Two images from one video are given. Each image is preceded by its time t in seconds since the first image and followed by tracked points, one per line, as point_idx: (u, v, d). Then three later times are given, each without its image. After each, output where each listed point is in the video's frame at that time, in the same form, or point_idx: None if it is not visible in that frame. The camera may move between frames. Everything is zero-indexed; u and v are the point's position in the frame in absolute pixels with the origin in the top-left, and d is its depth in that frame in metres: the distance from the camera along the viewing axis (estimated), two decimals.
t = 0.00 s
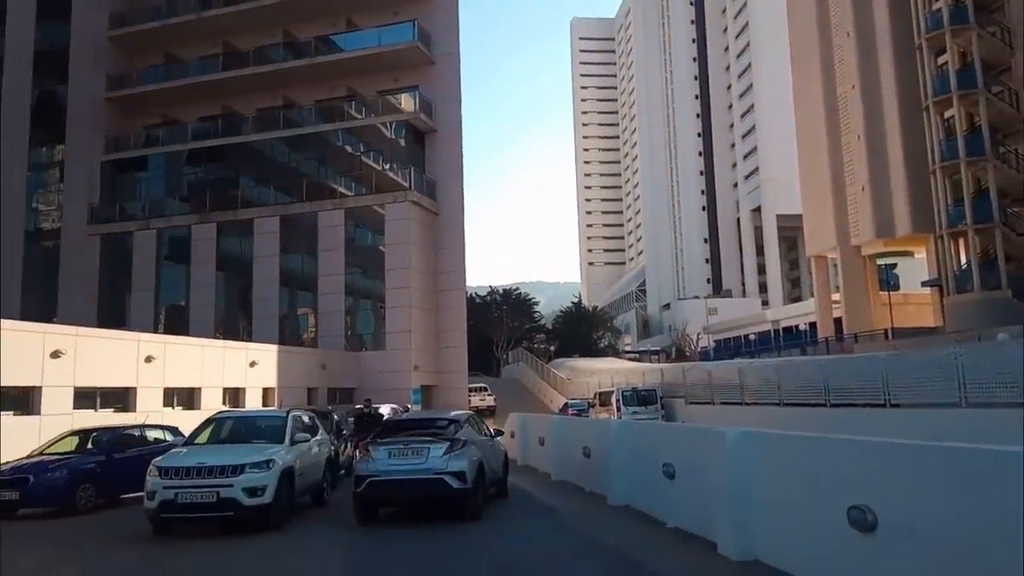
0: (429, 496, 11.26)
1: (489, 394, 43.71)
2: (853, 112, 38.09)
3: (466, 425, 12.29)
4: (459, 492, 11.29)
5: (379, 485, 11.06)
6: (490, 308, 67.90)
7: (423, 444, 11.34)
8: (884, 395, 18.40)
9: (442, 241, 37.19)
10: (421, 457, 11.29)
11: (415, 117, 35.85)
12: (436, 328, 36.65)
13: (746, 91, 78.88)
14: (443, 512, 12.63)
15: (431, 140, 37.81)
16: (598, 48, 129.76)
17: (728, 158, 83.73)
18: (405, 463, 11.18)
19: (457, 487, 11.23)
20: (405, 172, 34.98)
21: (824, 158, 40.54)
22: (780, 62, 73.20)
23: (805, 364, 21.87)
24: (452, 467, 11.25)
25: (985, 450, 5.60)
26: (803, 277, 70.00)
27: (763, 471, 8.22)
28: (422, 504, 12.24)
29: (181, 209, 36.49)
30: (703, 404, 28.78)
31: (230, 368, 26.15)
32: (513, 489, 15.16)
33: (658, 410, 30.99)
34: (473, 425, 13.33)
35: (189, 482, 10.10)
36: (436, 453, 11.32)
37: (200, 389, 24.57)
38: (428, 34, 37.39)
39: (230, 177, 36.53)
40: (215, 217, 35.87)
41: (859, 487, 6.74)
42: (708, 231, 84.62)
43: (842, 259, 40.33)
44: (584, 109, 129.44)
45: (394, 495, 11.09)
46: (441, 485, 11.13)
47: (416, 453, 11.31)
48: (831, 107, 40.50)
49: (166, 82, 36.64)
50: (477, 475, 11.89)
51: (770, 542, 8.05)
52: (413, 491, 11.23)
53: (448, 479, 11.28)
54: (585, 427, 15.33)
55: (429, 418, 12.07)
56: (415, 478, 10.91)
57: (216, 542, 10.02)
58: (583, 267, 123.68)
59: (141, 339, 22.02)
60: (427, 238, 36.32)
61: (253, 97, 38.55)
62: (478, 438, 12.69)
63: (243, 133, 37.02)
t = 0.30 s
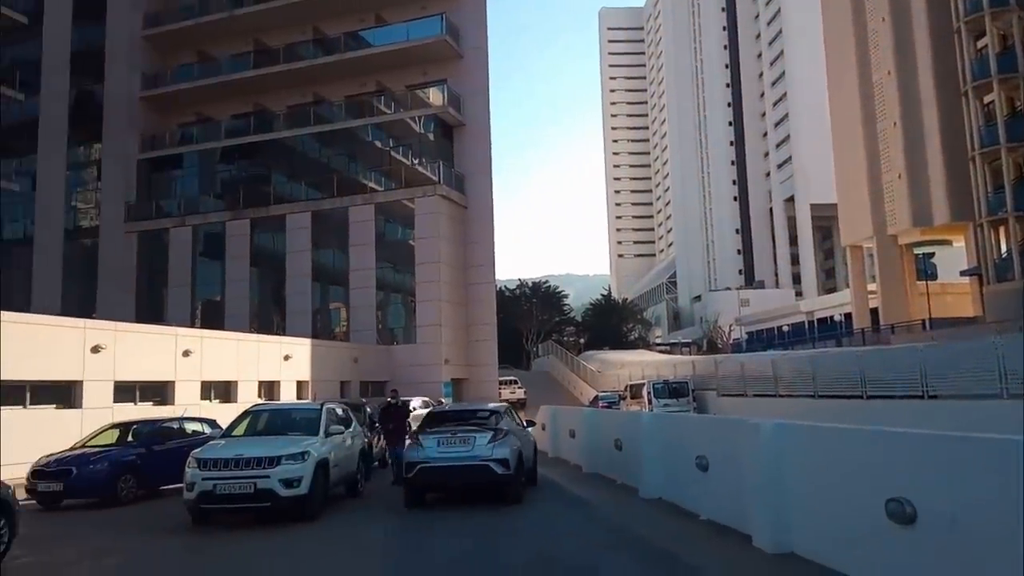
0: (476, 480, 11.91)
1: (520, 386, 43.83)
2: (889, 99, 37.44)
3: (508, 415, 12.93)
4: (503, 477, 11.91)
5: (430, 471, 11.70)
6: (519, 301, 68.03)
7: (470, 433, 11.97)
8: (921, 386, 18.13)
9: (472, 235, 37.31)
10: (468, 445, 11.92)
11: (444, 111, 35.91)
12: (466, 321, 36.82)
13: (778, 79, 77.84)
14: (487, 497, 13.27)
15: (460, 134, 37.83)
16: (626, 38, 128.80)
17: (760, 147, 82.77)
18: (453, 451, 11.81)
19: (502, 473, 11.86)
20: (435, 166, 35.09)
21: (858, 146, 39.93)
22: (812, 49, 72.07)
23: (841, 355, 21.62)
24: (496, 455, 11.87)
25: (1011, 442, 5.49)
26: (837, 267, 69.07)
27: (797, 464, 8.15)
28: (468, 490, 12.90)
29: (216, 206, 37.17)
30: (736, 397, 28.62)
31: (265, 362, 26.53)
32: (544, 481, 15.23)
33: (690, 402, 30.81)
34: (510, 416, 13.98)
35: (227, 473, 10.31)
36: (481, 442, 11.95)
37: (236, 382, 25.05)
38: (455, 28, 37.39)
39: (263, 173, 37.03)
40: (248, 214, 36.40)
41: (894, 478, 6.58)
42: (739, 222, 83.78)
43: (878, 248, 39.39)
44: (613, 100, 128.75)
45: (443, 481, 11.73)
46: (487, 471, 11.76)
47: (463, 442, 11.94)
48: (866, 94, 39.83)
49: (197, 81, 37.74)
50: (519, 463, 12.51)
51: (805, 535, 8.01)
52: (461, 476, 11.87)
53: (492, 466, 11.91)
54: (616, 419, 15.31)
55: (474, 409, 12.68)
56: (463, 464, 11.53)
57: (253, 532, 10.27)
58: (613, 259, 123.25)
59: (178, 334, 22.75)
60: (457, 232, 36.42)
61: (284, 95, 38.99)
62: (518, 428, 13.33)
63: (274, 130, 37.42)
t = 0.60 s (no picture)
0: (515, 471, 12.59)
1: (549, 382, 43.84)
2: (925, 88, 36.83)
3: (541, 410, 13.63)
4: (540, 467, 12.58)
5: (472, 461, 12.38)
6: (548, 296, 67.95)
7: (509, 425, 12.67)
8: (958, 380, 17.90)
9: (500, 230, 37.38)
10: (507, 437, 12.61)
11: (472, 106, 35.99)
12: (494, 317, 36.96)
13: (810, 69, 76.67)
14: (522, 485, 13.95)
15: (487, 130, 37.86)
16: (654, 30, 127.70)
17: (791, 139, 81.77)
18: (494, 443, 12.47)
19: (540, 462, 12.56)
20: (463, 162, 35.15)
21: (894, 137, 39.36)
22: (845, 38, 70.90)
23: (876, 349, 21.32)
24: (535, 446, 12.57)
25: None
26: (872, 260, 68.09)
27: (833, 458, 8.08)
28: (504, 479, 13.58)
29: (247, 204, 37.66)
30: (769, 392, 28.44)
31: (297, 359, 26.83)
32: (574, 476, 15.29)
33: (722, 398, 30.58)
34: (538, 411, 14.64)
35: (262, 467, 10.49)
36: (520, 434, 12.62)
37: (270, 378, 25.39)
38: (482, 24, 37.41)
39: (294, 172, 37.42)
40: (279, 212, 36.86)
41: (933, 473, 6.49)
42: (770, 215, 82.87)
43: (914, 240, 39.09)
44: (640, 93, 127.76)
45: (484, 470, 12.42)
46: (526, 460, 12.47)
47: (502, 434, 12.62)
48: (901, 83, 39.21)
49: (230, 81, 38.22)
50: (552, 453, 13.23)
51: (841, 531, 7.97)
52: (500, 467, 12.54)
53: (531, 456, 12.60)
54: (646, 415, 15.31)
55: (509, 403, 13.32)
56: (505, 456, 12.19)
57: (287, 525, 10.43)
58: (641, 254, 122.55)
59: (214, 331, 23.13)
60: (484, 227, 36.52)
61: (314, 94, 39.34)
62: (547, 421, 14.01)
63: (304, 129, 37.80)
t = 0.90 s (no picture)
0: (549, 463, 13.73)
1: (577, 379, 43.78)
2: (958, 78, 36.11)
3: (570, 405, 14.77)
4: (572, 459, 13.72)
5: (508, 454, 13.53)
6: (574, 293, 67.89)
7: (543, 420, 13.80)
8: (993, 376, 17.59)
9: (526, 228, 37.39)
10: (541, 432, 13.75)
11: (496, 104, 36.02)
12: (521, 314, 37.02)
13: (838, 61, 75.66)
14: (550, 477, 15.10)
15: (512, 127, 37.86)
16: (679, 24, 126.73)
17: (819, 132, 80.80)
18: (530, 437, 13.62)
19: (571, 455, 13.71)
20: (488, 160, 35.19)
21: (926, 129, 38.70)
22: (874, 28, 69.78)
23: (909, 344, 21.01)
24: (567, 440, 13.72)
25: None
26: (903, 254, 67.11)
27: (866, 455, 8.01)
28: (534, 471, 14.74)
29: (276, 204, 38.05)
30: (800, 388, 28.17)
31: (326, 357, 27.05)
32: (603, 474, 15.30)
33: (751, 394, 30.33)
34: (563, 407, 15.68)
35: (293, 464, 10.63)
36: (553, 429, 13.79)
37: (299, 376, 25.67)
38: (506, 21, 37.41)
39: (321, 172, 37.69)
40: (307, 212, 37.21)
41: (967, 470, 6.42)
42: (799, 209, 82.01)
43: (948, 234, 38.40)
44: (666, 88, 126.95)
45: (520, 462, 13.57)
46: (559, 452, 13.62)
47: (536, 428, 13.76)
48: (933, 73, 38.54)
49: (259, 83, 38.64)
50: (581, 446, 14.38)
51: (876, 530, 7.88)
52: (535, 459, 13.68)
53: (564, 449, 13.74)
54: (675, 413, 15.29)
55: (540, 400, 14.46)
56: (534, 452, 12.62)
57: (319, 522, 10.56)
58: (668, 250, 121.87)
59: (245, 329, 23.41)
60: (510, 225, 36.57)
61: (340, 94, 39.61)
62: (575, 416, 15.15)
63: (331, 129, 38.09)
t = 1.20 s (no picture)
0: (579, 456, 14.81)
1: (602, 376, 43.70)
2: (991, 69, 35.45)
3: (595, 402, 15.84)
4: (600, 453, 14.83)
5: (540, 448, 14.63)
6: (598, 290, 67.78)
7: (572, 416, 14.88)
8: None
9: (550, 226, 37.38)
10: (571, 427, 14.85)
11: (520, 102, 36.06)
12: (546, 312, 37.03)
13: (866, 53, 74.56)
14: (572, 471, 16.18)
15: (536, 125, 37.83)
16: (704, 19, 125.73)
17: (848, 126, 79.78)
18: (560, 432, 14.75)
19: (599, 449, 14.82)
20: (513, 158, 35.25)
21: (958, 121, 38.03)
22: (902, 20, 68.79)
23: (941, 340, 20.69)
24: (595, 434, 14.82)
25: None
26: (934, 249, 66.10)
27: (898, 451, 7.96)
28: (560, 465, 15.84)
29: (303, 204, 38.44)
30: (831, 386, 27.89)
31: (352, 357, 27.26)
32: (630, 472, 15.30)
33: (780, 391, 30.07)
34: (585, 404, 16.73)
35: (322, 461, 10.76)
36: (582, 424, 14.89)
37: (327, 375, 25.92)
38: (530, 19, 37.41)
39: (347, 172, 37.96)
40: (333, 211, 37.53)
41: (1001, 467, 6.36)
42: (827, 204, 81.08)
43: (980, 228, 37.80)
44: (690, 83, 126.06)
45: (551, 456, 14.66)
46: (588, 447, 14.72)
47: (567, 424, 14.86)
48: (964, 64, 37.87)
49: (286, 84, 39.01)
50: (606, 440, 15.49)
51: (909, 528, 7.82)
52: (565, 453, 14.77)
53: (592, 444, 14.85)
54: (702, 411, 15.26)
55: (565, 398, 15.56)
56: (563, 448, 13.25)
57: (348, 519, 10.67)
58: (694, 246, 121.08)
59: (273, 328, 23.65)
60: (535, 223, 36.59)
61: (365, 95, 39.87)
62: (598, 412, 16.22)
63: (357, 130, 38.36)
